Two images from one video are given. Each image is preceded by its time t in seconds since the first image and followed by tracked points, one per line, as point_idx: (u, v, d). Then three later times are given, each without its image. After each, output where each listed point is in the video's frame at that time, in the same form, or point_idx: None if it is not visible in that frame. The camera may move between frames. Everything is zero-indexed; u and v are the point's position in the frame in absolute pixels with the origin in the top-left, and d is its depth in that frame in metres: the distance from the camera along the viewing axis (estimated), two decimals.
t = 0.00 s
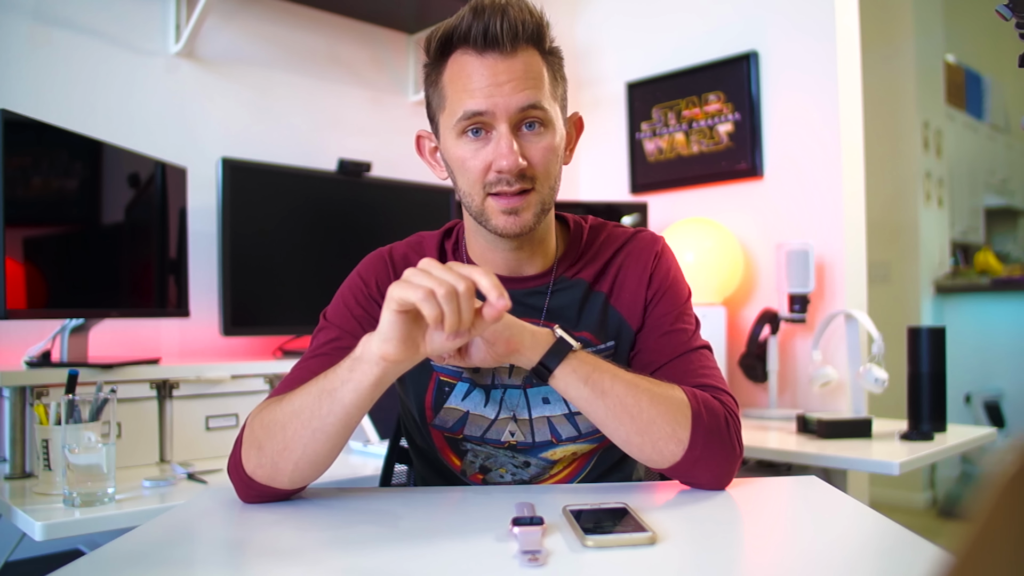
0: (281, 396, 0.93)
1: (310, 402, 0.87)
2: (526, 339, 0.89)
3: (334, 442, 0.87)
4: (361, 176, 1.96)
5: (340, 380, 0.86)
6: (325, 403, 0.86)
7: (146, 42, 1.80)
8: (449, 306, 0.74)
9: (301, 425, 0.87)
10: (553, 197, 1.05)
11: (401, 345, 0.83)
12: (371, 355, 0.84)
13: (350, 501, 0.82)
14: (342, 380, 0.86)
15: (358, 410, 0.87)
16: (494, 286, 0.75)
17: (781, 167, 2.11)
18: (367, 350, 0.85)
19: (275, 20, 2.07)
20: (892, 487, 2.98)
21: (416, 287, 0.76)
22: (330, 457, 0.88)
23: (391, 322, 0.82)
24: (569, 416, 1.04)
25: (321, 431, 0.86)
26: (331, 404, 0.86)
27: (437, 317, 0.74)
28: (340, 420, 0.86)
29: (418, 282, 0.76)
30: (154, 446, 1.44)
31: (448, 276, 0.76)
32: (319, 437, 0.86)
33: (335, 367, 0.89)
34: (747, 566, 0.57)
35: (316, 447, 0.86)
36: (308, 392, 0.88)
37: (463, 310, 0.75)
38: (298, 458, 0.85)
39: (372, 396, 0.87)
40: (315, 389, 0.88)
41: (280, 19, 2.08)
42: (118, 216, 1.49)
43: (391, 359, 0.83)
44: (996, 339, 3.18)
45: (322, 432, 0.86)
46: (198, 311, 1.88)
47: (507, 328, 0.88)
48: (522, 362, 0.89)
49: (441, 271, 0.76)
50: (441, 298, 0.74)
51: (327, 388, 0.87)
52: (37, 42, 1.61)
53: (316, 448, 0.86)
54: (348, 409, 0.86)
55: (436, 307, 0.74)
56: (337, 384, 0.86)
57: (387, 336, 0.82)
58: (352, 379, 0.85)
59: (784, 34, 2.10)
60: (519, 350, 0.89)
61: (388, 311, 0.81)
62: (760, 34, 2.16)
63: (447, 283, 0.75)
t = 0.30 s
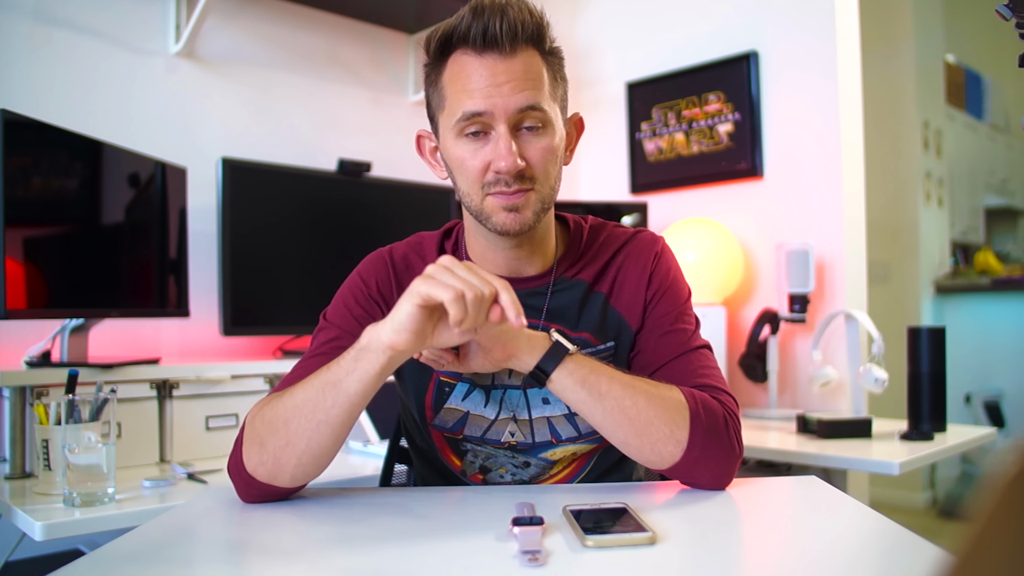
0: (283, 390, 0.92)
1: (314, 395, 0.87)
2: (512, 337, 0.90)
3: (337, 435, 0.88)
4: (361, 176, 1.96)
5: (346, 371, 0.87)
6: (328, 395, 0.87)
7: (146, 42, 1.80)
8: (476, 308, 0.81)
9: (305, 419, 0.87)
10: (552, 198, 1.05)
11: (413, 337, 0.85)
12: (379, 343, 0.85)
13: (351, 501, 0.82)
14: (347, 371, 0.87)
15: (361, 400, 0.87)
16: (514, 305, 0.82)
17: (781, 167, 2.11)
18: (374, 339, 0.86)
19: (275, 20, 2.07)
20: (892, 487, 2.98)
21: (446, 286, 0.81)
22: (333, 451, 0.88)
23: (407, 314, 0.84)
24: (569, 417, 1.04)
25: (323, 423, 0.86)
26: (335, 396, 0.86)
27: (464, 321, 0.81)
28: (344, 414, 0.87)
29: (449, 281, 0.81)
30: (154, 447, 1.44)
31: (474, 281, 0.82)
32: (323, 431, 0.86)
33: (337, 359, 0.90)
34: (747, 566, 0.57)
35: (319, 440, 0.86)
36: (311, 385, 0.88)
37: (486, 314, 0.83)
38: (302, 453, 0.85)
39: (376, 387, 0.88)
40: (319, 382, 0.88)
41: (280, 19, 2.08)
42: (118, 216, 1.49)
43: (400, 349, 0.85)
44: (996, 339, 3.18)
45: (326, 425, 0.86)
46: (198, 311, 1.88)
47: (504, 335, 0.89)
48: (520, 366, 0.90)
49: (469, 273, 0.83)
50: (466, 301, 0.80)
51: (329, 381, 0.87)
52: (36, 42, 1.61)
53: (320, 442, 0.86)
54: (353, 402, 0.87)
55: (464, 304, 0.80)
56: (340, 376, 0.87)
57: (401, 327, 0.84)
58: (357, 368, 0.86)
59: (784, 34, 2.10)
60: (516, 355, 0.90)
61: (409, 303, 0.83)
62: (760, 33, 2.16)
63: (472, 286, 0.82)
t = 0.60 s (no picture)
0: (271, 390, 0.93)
1: (295, 389, 0.88)
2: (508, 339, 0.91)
3: (323, 425, 0.87)
4: (361, 176, 1.96)
5: (320, 362, 0.87)
6: (307, 387, 0.87)
7: (146, 42, 1.80)
8: (418, 263, 0.76)
9: (288, 412, 0.87)
10: (549, 203, 1.06)
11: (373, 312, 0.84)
12: (346, 330, 0.85)
13: (350, 501, 0.82)
14: (322, 362, 0.87)
15: (341, 390, 0.87)
16: (458, 257, 0.76)
17: (781, 167, 2.11)
18: (342, 327, 0.86)
19: (275, 20, 2.07)
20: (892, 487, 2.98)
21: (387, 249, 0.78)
22: (322, 442, 0.88)
23: (363, 289, 0.83)
24: (567, 417, 1.05)
25: (305, 415, 0.87)
26: (313, 387, 0.87)
27: (409, 280, 0.76)
28: (324, 403, 0.86)
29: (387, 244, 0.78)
30: (155, 447, 1.44)
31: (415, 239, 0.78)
32: (306, 422, 0.86)
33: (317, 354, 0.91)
34: (747, 566, 0.57)
35: (303, 433, 0.86)
36: (292, 381, 0.89)
37: (432, 269, 0.77)
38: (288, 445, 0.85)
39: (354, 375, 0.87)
40: (299, 377, 0.89)
41: (280, 19, 2.08)
42: (118, 216, 1.49)
43: (367, 330, 0.84)
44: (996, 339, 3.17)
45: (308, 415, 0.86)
46: (198, 311, 1.88)
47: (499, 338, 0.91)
48: (518, 369, 0.90)
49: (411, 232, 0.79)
50: (406, 258, 0.76)
51: (308, 375, 0.88)
52: (36, 42, 1.61)
53: (305, 432, 0.86)
54: (333, 390, 0.86)
55: (405, 261, 0.76)
56: (316, 368, 0.87)
57: (361, 307, 0.83)
58: (331, 358, 0.86)
59: (784, 34, 2.10)
60: (514, 358, 0.91)
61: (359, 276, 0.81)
62: (759, 33, 2.16)
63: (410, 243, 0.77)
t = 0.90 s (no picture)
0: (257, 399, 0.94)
1: (278, 399, 0.89)
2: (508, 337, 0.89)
3: (306, 432, 0.88)
4: (361, 176, 1.96)
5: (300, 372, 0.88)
6: (286, 398, 0.88)
7: (146, 42, 1.80)
8: (381, 318, 0.73)
9: (273, 420, 0.88)
10: (558, 192, 1.05)
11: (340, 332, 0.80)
12: (314, 349, 0.85)
13: (350, 501, 0.82)
14: (298, 375, 0.88)
15: (319, 402, 0.88)
16: (424, 319, 0.73)
17: (781, 167, 2.11)
18: (311, 345, 0.86)
19: (275, 20, 2.07)
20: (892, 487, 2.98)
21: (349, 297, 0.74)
22: (307, 450, 0.88)
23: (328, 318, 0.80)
24: (567, 417, 1.04)
25: (289, 425, 0.87)
26: (292, 399, 0.88)
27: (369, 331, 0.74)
28: (306, 412, 0.87)
29: (356, 287, 0.74)
30: (154, 447, 1.44)
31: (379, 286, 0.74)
32: (287, 431, 0.87)
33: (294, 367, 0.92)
34: (746, 566, 0.57)
35: (288, 442, 0.86)
36: (274, 392, 0.90)
37: (396, 323, 0.74)
38: (272, 452, 0.86)
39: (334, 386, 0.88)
40: (282, 386, 0.90)
41: (280, 19, 2.08)
42: (118, 216, 1.49)
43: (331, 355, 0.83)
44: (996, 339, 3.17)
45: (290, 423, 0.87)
46: (198, 311, 1.88)
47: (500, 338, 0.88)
48: (518, 368, 0.89)
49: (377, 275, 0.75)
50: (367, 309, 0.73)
51: (289, 385, 0.89)
52: (37, 42, 1.61)
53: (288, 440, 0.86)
54: (314, 400, 0.87)
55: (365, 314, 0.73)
56: (295, 378, 0.88)
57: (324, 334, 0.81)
58: (304, 372, 0.87)
59: (784, 34, 2.10)
60: (515, 357, 0.89)
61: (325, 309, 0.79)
62: (759, 33, 2.16)
63: (371, 293, 0.73)
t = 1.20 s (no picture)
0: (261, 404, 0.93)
1: (281, 402, 0.89)
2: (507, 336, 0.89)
3: (302, 433, 0.87)
4: (361, 176, 1.96)
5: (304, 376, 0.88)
6: (293, 401, 0.88)
7: (146, 42, 1.80)
8: (398, 321, 0.73)
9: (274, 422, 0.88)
10: (558, 204, 1.05)
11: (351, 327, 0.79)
12: (324, 352, 0.85)
13: (351, 501, 0.82)
14: (305, 379, 0.88)
15: (326, 406, 0.87)
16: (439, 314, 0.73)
17: (781, 167, 2.10)
18: (321, 348, 0.86)
19: (276, 20, 2.07)
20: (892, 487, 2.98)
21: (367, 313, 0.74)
22: (306, 453, 0.87)
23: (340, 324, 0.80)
24: (570, 417, 1.04)
25: (294, 428, 0.87)
26: (299, 402, 0.87)
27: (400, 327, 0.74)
28: (308, 417, 0.87)
29: (371, 291, 0.74)
30: (155, 447, 1.45)
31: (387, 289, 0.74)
32: (294, 433, 0.87)
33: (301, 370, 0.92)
34: (746, 566, 0.57)
35: (293, 444, 0.86)
36: (280, 396, 0.90)
37: (413, 325, 0.74)
38: (273, 454, 0.85)
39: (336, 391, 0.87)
40: (286, 390, 0.89)
41: (280, 19, 2.08)
42: (118, 216, 1.49)
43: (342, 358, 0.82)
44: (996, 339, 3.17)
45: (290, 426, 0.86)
46: (198, 311, 1.88)
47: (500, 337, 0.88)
48: (519, 368, 0.89)
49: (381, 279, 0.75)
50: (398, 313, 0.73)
51: (292, 389, 0.89)
52: (37, 42, 1.61)
53: (288, 441, 0.86)
54: (316, 405, 0.87)
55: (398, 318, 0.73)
56: (299, 382, 0.88)
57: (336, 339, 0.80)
58: (313, 375, 0.87)
59: (784, 34, 2.10)
60: (516, 356, 0.89)
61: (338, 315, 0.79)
62: (759, 33, 2.16)
63: (384, 299, 0.73)
